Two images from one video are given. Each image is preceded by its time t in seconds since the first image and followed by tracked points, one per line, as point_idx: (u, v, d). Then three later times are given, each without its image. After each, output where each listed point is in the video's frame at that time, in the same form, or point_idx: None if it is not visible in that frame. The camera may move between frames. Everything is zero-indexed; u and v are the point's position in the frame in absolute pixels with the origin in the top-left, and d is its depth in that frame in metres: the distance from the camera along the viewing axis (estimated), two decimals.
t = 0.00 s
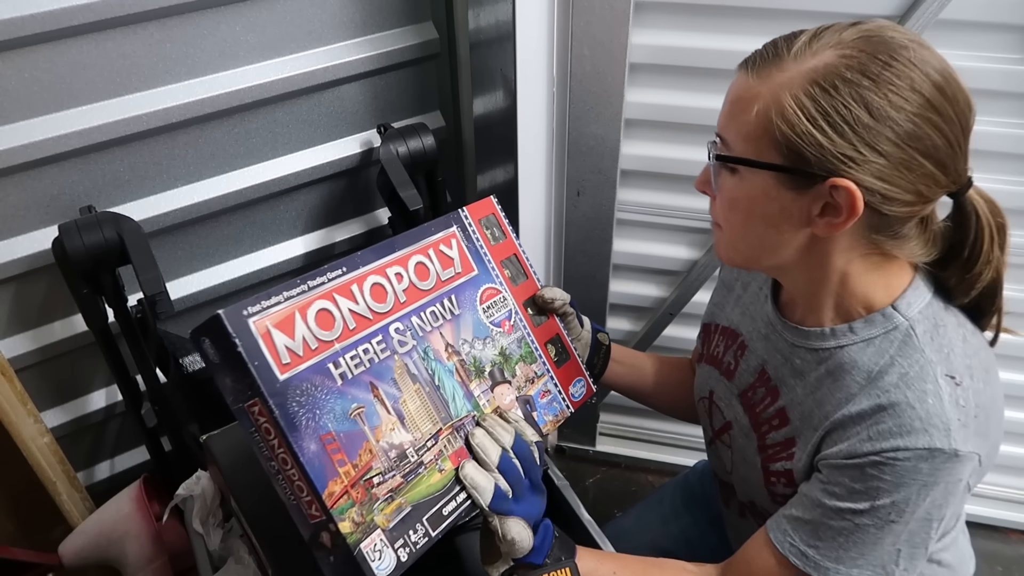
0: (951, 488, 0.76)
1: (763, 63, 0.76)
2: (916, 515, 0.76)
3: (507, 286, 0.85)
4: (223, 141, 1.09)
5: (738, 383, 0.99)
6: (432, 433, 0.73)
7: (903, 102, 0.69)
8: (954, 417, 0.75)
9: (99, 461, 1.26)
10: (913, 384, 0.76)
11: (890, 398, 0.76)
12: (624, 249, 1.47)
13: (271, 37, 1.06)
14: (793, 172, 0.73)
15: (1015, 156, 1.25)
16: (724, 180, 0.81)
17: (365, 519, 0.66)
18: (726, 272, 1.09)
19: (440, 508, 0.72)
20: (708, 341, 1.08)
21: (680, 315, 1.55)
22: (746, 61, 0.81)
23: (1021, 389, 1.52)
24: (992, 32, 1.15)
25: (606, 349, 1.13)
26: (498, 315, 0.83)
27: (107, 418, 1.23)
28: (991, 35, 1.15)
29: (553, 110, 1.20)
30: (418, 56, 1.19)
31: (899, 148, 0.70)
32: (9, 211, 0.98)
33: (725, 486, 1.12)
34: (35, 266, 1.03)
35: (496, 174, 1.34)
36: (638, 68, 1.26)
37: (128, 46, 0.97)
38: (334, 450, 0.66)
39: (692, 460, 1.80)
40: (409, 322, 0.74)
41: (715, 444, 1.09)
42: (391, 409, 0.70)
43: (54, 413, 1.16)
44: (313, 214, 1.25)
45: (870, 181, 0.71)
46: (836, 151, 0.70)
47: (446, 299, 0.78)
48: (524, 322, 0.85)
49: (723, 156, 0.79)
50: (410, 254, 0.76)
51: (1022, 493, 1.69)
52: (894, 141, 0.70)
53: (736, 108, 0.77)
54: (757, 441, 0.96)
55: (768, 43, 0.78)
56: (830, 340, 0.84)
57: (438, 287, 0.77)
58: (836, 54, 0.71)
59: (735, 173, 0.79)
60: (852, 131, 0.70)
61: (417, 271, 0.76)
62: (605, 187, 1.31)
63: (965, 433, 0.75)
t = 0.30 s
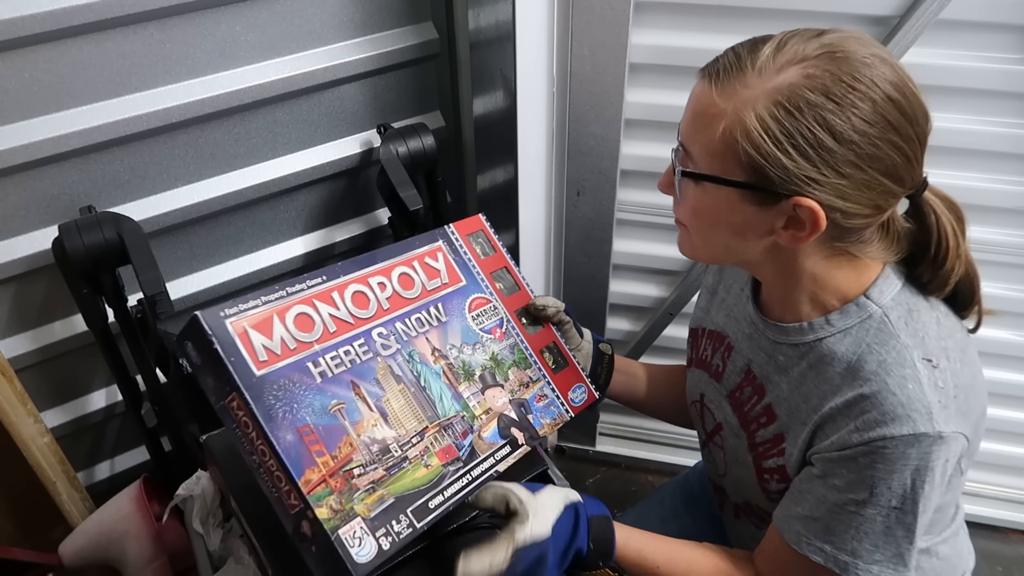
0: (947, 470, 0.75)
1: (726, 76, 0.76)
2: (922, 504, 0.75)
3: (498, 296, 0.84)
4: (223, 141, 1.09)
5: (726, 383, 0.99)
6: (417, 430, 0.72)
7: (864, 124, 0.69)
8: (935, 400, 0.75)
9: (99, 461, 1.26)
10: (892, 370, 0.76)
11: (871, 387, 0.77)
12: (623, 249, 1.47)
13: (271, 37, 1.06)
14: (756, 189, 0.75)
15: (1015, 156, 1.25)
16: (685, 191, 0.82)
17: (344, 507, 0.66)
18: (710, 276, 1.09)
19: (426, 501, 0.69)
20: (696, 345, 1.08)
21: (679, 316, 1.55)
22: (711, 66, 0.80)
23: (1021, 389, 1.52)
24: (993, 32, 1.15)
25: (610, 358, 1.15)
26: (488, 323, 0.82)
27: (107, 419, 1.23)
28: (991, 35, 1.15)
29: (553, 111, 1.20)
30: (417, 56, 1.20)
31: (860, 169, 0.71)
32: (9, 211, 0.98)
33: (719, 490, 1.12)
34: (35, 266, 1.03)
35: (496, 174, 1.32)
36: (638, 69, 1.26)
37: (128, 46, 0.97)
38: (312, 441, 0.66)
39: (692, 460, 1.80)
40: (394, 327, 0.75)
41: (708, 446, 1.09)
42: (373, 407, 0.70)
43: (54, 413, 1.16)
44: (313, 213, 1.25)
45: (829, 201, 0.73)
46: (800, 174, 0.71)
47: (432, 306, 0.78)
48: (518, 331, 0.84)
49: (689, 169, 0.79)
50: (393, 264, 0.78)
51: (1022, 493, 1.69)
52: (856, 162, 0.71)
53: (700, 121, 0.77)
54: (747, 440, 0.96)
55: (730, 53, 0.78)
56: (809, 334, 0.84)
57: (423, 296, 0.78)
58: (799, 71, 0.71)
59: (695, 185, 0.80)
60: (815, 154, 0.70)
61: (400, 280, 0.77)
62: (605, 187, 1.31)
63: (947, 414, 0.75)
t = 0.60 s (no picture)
0: (936, 455, 0.75)
1: (791, 97, 0.68)
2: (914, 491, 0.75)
3: (506, 299, 0.85)
4: (223, 141, 1.09)
5: (717, 380, 0.99)
6: (415, 424, 0.71)
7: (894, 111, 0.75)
8: (921, 388, 0.75)
9: (99, 461, 1.26)
10: (876, 359, 0.76)
11: (857, 376, 0.77)
12: (623, 249, 1.47)
13: (271, 37, 1.06)
14: (851, 195, 0.71)
15: (1015, 156, 1.25)
16: (773, 231, 0.71)
17: (336, 494, 0.65)
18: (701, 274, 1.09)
19: (418, 494, 0.67)
20: (690, 343, 1.08)
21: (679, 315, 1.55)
22: (731, 106, 0.70)
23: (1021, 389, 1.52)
24: (992, 32, 1.15)
25: (622, 365, 1.17)
26: (495, 325, 0.82)
27: (107, 418, 1.23)
28: (991, 35, 1.15)
29: (553, 110, 1.20)
30: (417, 56, 1.20)
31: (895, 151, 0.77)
32: (9, 211, 0.98)
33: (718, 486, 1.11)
34: (35, 266, 1.03)
35: (496, 174, 1.32)
36: (638, 69, 1.26)
37: (128, 46, 0.97)
38: (309, 428, 0.66)
39: (691, 460, 1.80)
40: (398, 324, 0.75)
41: (703, 443, 1.09)
42: (372, 399, 0.70)
43: (54, 413, 1.16)
44: (313, 213, 1.24)
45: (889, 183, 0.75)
46: (879, 170, 0.73)
47: (440, 306, 0.79)
48: (525, 333, 0.84)
49: (795, 204, 0.69)
50: (402, 264, 0.79)
51: (1022, 493, 1.68)
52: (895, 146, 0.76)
53: (795, 154, 0.67)
54: (737, 435, 0.96)
55: (752, 78, 0.70)
56: (795, 328, 0.84)
57: (432, 296, 0.79)
58: (848, 74, 0.71)
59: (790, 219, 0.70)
60: (885, 147, 0.73)
61: (408, 279, 0.79)
62: (606, 187, 1.31)
63: (934, 401, 0.75)
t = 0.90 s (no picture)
0: (919, 445, 0.76)
1: (777, 103, 0.69)
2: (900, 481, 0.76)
3: (509, 315, 0.84)
4: (223, 141, 1.09)
5: (703, 379, 0.99)
6: (420, 453, 0.70)
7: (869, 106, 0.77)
8: (898, 380, 0.75)
9: (99, 461, 1.26)
10: (853, 353, 0.77)
11: (835, 371, 0.77)
12: (623, 249, 1.47)
13: (271, 37, 1.06)
14: (830, 193, 0.73)
15: (1016, 155, 1.25)
16: (760, 233, 0.73)
17: (339, 530, 0.63)
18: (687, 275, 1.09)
19: (424, 525, 0.67)
20: (678, 343, 1.08)
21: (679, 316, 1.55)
22: (714, 111, 0.71)
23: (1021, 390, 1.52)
24: (992, 32, 1.15)
25: (628, 360, 1.18)
26: (500, 343, 0.82)
27: (107, 418, 1.23)
28: (991, 35, 1.15)
29: (553, 110, 1.20)
30: (417, 56, 1.20)
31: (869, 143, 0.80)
32: (8, 211, 0.98)
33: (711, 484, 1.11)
34: (35, 266, 1.03)
35: (495, 174, 1.32)
36: (638, 69, 1.26)
37: (128, 46, 0.97)
38: (310, 463, 0.64)
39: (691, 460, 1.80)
40: (402, 347, 0.74)
41: (693, 441, 1.08)
42: (376, 428, 0.68)
43: (54, 413, 1.16)
44: (313, 213, 1.24)
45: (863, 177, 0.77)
46: (858, 164, 0.75)
47: (444, 326, 0.78)
48: (529, 350, 0.84)
49: (780, 207, 0.71)
50: (405, 283, 0.77)
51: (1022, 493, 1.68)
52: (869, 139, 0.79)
53: (781, 158, 0.69)
54: (724, 432, 0.96)
55: (734, 85, 0.71)
56: (775, 325, 0.84)
57: (436, 315, 0.78)
58: (827, 78, 0.72)
59: (774, 221, 0.72)
60: (862, 143, 0.75)
61: (411, 299, 0.76)
62: (606, 187, 1.31)
63: (912, 392, 0.76)
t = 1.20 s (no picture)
0: (937, 434, 0.76)
1: (769, 121, 0.69)
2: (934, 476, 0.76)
3: (558, 423, 0.84)
4: (223, 141, 1.09)
5: (700, 385, 0.99)
6: (461, 561, 0.68)
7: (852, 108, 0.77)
8: (904, 376, 0.76)
9: (99, 461, 1.26)
10: (856, 356, 0.77)
11: (841, 375, 0.77)
12: (624, 249, 1.46)
13: (271, 37, 1.06)
14: (821, 201, 0.75)
15: (1016, 156, 1.24)
16: (756, 246, 0.74)
17: None
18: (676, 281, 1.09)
19: None
20: (669, 350, 1.08)
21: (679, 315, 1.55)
22: (704, 131, 0.71)
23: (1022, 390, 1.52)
24: (993, 32, 1.14)
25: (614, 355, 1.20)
26: (550, 452, 0.80)
27: (107, 418, 1.23)
28: (991, 35, 1.15)
29: (553, 111, 1.18)
30: (417, 56, 1.20)
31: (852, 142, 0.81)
32: (8, 211, 0.99)
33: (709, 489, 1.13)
34: (35, 266, 1.02)
35: (496, 174, 1.31)
36: (638, 69, 1.26)
37: (128, 46, 0.97)
38: (343, 568, 0.65)
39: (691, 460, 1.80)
40: (443, 455, 0.76)
41: (690, 448, 1.09)
42: (413, 534, 0.69)
43: (54, 413, 1.16)
44: (313, 213, 1.25)
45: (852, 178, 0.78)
46: (847, 166, 0.76)
47: (487, 434, 0.80)
48: (584, 457, 0.81)
49: (774, 221, 0.72)
50: (444, 394, 0.83)
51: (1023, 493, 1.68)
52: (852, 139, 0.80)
53: (774, 175, 0.70)
54: (726, 438, 0.96)
55: (723, 102, 0.70)
56: (772, 328, 0.84)
57: (479, 423, 0.81)
58: (813, 87, 0.72)
59: (769, 236, 0.73)
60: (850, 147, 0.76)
61: (453, 408, 0.81)
62: (605, 187, 1.31)
63: (920, 385, 0.76)
